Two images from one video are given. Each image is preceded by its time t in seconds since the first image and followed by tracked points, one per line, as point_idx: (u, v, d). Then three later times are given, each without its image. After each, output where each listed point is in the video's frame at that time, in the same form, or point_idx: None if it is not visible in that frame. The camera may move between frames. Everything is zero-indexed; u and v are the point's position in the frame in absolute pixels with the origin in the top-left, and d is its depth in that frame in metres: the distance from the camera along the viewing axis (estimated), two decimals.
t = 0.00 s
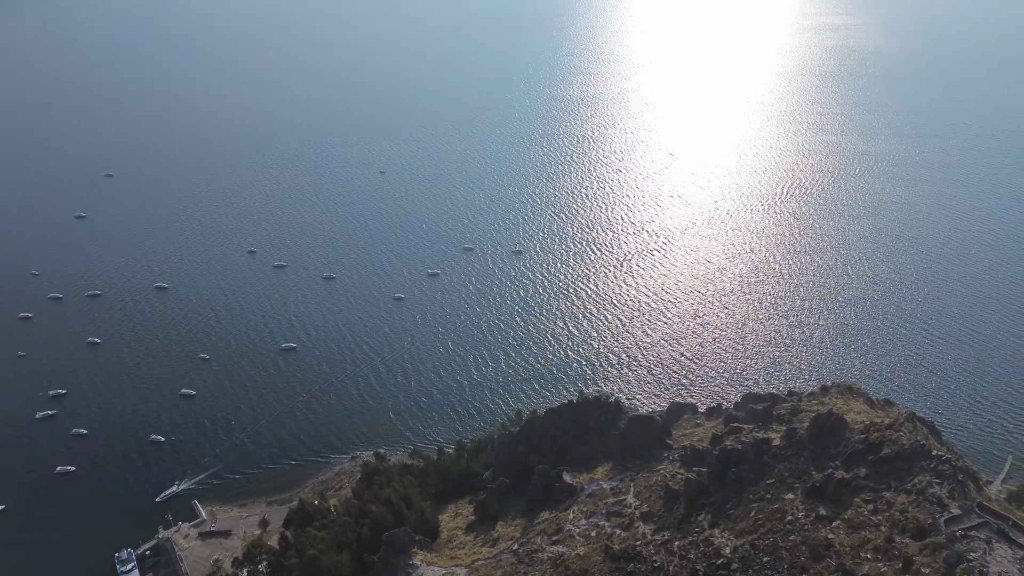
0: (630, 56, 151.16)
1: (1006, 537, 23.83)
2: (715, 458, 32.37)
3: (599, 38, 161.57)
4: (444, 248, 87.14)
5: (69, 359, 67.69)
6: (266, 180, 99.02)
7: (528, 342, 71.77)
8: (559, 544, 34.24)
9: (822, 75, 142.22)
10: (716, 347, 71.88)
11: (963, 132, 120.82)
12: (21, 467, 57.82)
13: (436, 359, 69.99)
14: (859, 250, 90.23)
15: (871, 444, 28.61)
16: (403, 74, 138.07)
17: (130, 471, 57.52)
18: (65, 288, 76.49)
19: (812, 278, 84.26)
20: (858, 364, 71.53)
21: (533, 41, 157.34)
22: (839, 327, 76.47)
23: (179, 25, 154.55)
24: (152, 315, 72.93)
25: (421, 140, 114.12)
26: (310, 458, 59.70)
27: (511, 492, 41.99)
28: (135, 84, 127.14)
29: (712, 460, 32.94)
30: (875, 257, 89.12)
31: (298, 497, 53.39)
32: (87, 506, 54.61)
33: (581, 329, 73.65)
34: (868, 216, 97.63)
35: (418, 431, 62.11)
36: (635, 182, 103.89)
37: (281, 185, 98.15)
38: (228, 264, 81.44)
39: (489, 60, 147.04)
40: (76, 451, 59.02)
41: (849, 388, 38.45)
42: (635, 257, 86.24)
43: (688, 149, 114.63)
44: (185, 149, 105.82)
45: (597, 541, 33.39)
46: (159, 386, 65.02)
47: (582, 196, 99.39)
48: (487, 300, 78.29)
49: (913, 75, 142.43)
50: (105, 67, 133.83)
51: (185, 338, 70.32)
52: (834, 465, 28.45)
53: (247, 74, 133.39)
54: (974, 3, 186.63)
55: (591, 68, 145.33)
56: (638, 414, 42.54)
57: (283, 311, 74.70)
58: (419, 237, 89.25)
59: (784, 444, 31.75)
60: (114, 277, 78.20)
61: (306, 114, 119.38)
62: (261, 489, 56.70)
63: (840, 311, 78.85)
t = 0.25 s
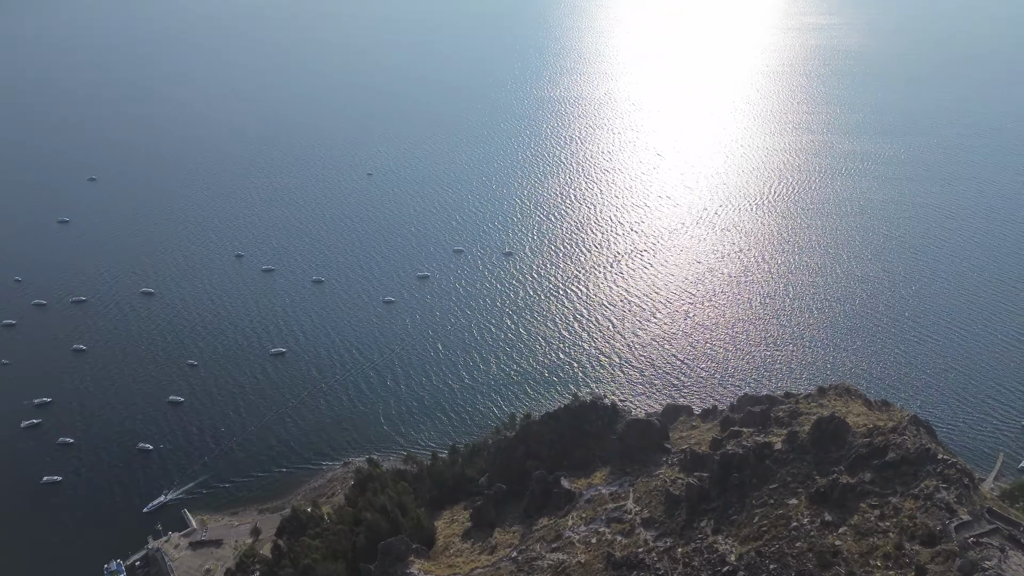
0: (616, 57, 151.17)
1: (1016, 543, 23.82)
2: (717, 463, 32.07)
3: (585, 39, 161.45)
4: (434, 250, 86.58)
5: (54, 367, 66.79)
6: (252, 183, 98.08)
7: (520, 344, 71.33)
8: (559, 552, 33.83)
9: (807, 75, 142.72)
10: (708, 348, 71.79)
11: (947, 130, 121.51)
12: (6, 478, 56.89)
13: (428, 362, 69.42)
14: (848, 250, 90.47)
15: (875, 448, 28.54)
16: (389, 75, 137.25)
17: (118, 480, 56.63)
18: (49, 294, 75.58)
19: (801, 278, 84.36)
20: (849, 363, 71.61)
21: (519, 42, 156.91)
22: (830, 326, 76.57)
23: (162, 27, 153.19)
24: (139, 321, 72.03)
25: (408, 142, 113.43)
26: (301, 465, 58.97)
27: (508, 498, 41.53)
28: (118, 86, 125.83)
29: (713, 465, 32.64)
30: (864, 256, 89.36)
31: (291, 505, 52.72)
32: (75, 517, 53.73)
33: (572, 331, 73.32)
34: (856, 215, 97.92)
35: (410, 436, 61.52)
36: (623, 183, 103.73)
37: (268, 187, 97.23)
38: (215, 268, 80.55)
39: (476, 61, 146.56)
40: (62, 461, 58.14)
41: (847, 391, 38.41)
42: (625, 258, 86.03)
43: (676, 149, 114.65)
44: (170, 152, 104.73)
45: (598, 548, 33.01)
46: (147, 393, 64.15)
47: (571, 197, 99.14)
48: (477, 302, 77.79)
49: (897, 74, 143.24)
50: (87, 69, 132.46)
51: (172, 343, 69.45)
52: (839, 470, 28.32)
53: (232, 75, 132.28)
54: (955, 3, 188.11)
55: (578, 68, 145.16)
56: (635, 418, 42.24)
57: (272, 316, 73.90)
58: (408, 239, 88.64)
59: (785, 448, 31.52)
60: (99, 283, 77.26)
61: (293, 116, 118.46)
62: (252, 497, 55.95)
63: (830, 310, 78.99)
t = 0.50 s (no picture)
0: (603, 57, 151.19)
1: None
2: (718, 467, 31.76)
3: (573, 38, 161.40)
4: (425, 253, 86.08)
5: (41, 374, 65.97)
6: (240, 185, 97.24)
7: (512, 346, 70.91)
8: (559, 558, 33.42)
9: (794, 74, 143.13)
10: (700, 349, 71.68)
11: (934, 129, 122.16)
12: None
13: (420, 366, 68.90)
14: (837, 249, 90.70)
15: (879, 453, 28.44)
16: (376, 76, 136.51)
17: (107, 490, 55.80)
18: (36, 300, 74.79)
19: (792, 277, 84.45)
20: (841, 362, 71.65)
21: (507, 42, 156.66)
22: (821, 325, 76.68)
23: (147, 28, 151.95)
24: (127, 326, 71.25)
25: (397, 143, 112.86)
26: (294, 472, 58.29)
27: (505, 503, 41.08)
28: (103, 88, 124.61)
29: (715, 469, 32.34)
30: (853, 255, 89.55)
31: (284, 513, 52.08)
32: (64, 527, 52.93)
33: (564, 332, 72.99)
34: (844, 214, 98.25)
35: (404, 441, 60.99)
36: (612, 183, 103.63)
37: (255, 190, 96.41)
38: (204, 271, 79.75)
39: (463, 61, 146.14)
40: (50, 470, 57.31)
41: (844, 392, 38.39)
42: (615, 259, 85.87)
43: (665, 149, 114.67)
44: (156, 154, 103.78)
45: (599, 554, 32.60)
46: (136, 400, 63.35)
47: (560, 197, 98.89)
48: (469, 304, 77.35)
49: (883, 73, 143.88)
50: (72, 71, 131.24)
51: (161, 348, 68.65)
52: (844, 475, 28.17)
53: (219, 77, 131.32)
54: (939, 2, 189.43)
55: (566, 69, 145.01)
56: (633, 421, 41.98)
57: (262, 320, 73.18)
58: (398, 241, 88.09)
59: (787, 452, 31.28)
60: (86, 288, 76.42)
61: (281, 117, 117.61)
62: (244, 505, 55.27)
63: (821, 309, 79.09)
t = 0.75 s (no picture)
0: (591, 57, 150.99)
1: None
2: (720, 472, 31.49)
3: (560, 39, 161.14)
4: (414, 255, 85.47)
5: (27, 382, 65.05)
6: (227, 188, 96.28)
7: (504, 349, 70.44)
8: (560, 566, 33.06)
9: (781, 73, 143.60)
10: (692, 351, 71.48)
11: (920, 128, 122.64)
12: None
13: (412, 370, 68.31)
14: (827, 248, 90.81)
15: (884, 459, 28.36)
16: (363, 77, 135.68)
17: (96, 499, 54.96)
18: (21, 306, 73.78)
19: (783, 277, 84.45)
20: (833, 363, 71.66)
21: (495, 42, 156.12)
22: (812, 325, 76.71)
23: (131, 29, 150.60)
24: (114, 332, 70.35)
25: (385, 145, 112.15)
26: (285, 479, 57.57)
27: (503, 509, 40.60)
28: (87, 90, 123.32)
29: (717, 475, 32.07)
30: (843, 254, 89.64)
31: (277, 522, 51.44)
32: (51, 539, 52.05)
33: (556, 335, 72.59)
34: (833, 214, 98.36)
35: (396, 447, 60.39)
36: (601, 184, 103.35)
37: (242, 193, 95.45)
38: (192, 276, 78.87)
39: (451, 62, 145.47)
40: (37, 480, 56.42)
41: (843, 394, 38.30)
42: (605, 260, 85.55)
43: (653, 150, 114.53)
44: (142, 157, 102.73)
45: (601, 562, 32.24)
46: (124, 408, 62.49)
47: (549, 198, 98.48)
48: (460, 307, 76.79)
49: (868, 71, 144.64)
50: (55, 73, 129.90)
51: (149, 354, 67.80)
52: (849, 480, 28.06)
53: (204, 79, 130.23)
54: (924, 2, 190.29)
55: (553, 69, 144.74)
56: (631, 425, 41.65)
57: (251, 325, 72.36)
58: (388, 244, 87.42)
59: (790, 456, 31.01)
60: (72, 294, 75.45)
61: (267, 120, 116.68)
62: (235, 513, 54.53)
63: (812, 309, 79.08)
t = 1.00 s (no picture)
0: (581, 58, 150.81)
1: None
2: (723, 477, 31.24)
3: (550, 39, 160.88)
4: (406, 258, 84.92)
5: (15, 389, 64.23)
6: (216, 191, 95.48)
7: (497, 352, 70.02)
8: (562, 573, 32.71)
9: (770, 73, 143.84)
10: (687, 353, 71.26)
11: (910, 128, 122.97)
12: None
13: (405, 374, 67.78)
14: (819, 248, 90.86)
15: (890, 464, 28.39)
16: (352, 78, 134.93)
17: (86, 507, 54.24)
18: (8, 312, 72.90)
19: (775, 278, 84.41)
20: (827, 363, 71.58)
21: (484, 43, 155.64)
22: (805, 325, 76.69)
23: (117, 31, 149.51)
24: (103, 338, 69.56)
25: (375, 146, 111.53)
26: (279, 486, 56.93)
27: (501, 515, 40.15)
28: (73, 93, 122.33)
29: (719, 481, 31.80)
30: (835, 254, 89.67)
31: (271, 529, 50.86)
32: (41, 549, 51.31)
33: (550, 337, 72.23)
34: (824, 214, 98.43)
35: (391, 452, 59.85)
36: (593, 185, 103.09)
37: (231, 195, 94.64)
38: (182, 280, 78.12)
39: (440, 63, 144.84)
40: (26, 488, 55.66)
41: (843, 396, 38.21)
42: (598, 262, 85.27)
43: (644, 151, 114.41)
44: (130, 161, 101.85)
45: (604, 569, 31.93)
46: (115, 415, 61.76)
47: (541, 200, 98.13)
48: (453, 310, 76.30)
49: (857, 71, 145.02)
50: (41, 76, 128.94)
51: (139, 360, 67.06)
52: (856, 486, 28.05)
53: (192, 81, 129.32)
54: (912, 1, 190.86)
55: (543, 70, 144.41)
56: (630, 429, 41.33)
57: (242, 329, 71.65)
58: (379, 247, 86.85)
59: (793, 460, 30.83)
60: (60, 300, 74.63)
61: (256, 122, 115.83)
62: (228, 520, 53.88)
63: (805, 309, 79.06)
